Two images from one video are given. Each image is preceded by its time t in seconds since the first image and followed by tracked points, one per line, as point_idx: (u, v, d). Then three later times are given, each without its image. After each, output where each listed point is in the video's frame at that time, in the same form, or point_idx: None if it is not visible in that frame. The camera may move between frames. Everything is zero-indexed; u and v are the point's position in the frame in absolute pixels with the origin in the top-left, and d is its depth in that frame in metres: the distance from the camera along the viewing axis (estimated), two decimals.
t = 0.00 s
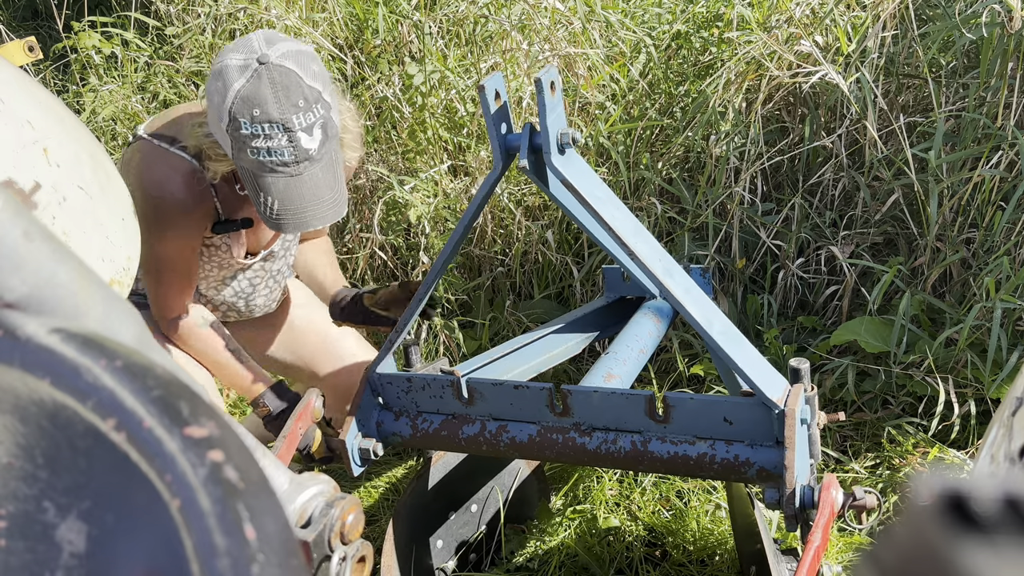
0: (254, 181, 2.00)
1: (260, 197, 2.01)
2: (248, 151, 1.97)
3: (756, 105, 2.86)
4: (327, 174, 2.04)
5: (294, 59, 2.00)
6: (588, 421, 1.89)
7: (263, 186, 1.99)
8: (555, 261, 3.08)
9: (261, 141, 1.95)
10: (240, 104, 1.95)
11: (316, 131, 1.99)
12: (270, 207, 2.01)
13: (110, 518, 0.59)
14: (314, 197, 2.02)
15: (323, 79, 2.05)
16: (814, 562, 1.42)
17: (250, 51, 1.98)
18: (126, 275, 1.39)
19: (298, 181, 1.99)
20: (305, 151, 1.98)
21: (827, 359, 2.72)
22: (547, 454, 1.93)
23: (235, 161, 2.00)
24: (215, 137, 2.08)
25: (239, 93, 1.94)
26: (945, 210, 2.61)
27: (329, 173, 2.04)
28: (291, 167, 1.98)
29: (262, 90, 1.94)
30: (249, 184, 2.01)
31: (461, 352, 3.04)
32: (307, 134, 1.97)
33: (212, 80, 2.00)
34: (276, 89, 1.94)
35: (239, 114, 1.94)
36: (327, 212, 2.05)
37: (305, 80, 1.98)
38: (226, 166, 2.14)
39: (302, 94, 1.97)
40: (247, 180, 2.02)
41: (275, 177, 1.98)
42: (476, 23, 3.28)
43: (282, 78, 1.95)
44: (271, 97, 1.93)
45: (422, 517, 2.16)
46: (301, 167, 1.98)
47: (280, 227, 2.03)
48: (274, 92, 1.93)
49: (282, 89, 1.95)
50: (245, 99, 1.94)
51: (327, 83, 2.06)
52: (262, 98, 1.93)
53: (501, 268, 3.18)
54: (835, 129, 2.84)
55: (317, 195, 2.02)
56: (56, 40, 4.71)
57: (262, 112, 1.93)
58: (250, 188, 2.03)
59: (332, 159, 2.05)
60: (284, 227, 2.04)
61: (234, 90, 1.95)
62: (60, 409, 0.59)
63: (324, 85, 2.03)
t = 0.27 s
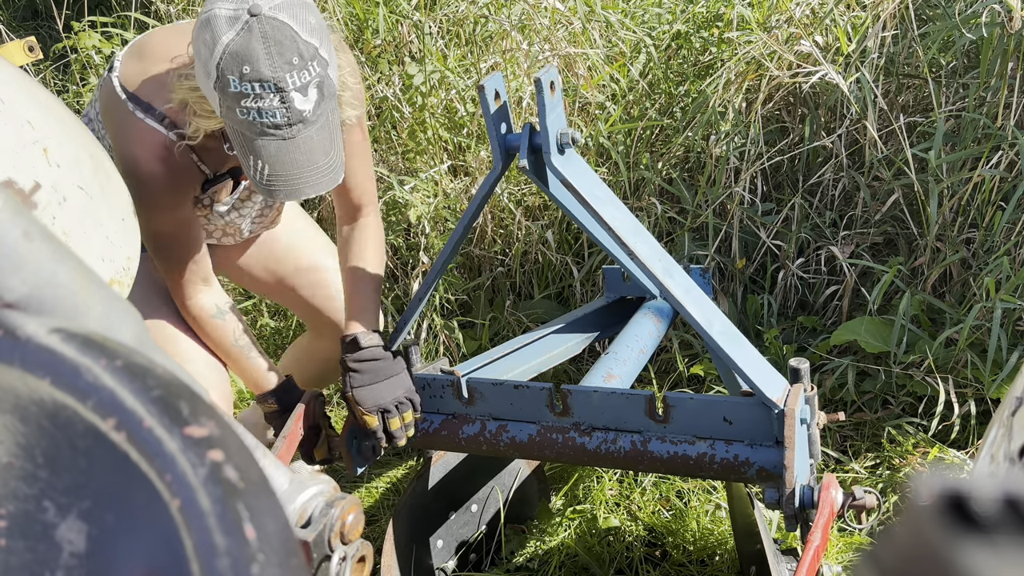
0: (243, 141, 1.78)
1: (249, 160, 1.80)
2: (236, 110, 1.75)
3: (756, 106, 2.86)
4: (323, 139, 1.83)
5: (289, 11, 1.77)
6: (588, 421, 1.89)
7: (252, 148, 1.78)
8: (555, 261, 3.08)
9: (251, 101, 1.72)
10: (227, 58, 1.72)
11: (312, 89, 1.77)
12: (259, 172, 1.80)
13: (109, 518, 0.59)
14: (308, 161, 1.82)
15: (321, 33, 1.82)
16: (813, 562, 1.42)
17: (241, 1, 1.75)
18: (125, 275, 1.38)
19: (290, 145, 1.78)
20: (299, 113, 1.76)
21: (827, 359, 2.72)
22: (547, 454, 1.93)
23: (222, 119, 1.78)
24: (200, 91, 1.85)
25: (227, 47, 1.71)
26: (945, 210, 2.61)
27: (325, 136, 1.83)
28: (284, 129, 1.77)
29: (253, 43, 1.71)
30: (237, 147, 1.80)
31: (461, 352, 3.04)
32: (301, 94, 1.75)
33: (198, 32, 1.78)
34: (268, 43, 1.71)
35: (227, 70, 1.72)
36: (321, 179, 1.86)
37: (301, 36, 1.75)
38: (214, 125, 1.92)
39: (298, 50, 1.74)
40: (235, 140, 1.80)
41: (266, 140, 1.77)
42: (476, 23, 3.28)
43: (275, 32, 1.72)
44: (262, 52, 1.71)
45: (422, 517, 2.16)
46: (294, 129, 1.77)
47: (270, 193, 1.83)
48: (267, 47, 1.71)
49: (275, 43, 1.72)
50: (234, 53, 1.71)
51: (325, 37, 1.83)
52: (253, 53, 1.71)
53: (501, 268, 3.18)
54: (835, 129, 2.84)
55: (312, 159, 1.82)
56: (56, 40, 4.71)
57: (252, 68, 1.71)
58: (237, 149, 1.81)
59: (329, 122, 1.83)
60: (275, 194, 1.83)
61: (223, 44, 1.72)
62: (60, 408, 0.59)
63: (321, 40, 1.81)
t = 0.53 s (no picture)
0: (253, 152, 1.74)
1: (258, 171, 1.76)
2: (248, 120, 1.70)
3: (756, 106, 2.86)
4: (336, 152, 1.79)
5: (308, 21, 1.72)
6: (588, 421, 1.89)
7: (264, 160, 1.74)
8: (555, 261, 3.08)
9: (265, 112, 1.68)
10: (242, 67, 1.67)
11: (328, 102, 1.73)
12: (268, 183, 1.77)
13: (109, 518, 0.59)
14: (319, 175, 1.78)
15: (339, 42, 1.77)
16: (813, 562, 1.41)
17: (259, 7, 1.69)
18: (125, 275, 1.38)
19: (302, 158, 1.75)
20: (313, 126, 1.72)
21: (827, 359, 2.72)
22: (547, 454, 1.93)
23: (232, 128, 1.74)
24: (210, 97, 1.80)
25: (242, 56, 1.66)
26: (945, 210, 2.61)
27: (338, 150, 1.79)
28: (296, 141, 1.73)
29: (269, 54, 1.66)
30: (246, 156, 1.76)
31: (461, 352, 3.04)
32: (316, 108, 1.71)
33: (211, 37, 1.72)
34: (286, 55, 1.67)
35: (241, 81, 1.67)
36: (331, 192, 1.82)
37: (319, 47, 1.70)
38: (220, 131, 1.88)
39: (314, 62, 1.69)
40: (245, 150, 1.76)
41: (278, 153, 1.73)
42: (475, 23, 3.28)
43: (293, 43, 1.67)
44: (278, 64, 1.66)
45: (422, 518, 2.16)
46: (307, 143, 1.73)
47: (279, 206, 1.80)
48: (284, 59, 1.66)
49: (292, 55, 1.67)
50: (250, 62, 1.66)
51: (343, 47, 1.78)
52: (269, 64, 1.66)
53: (501, 268, 3.18)
54: (835, 129, 2.84)
55: (324, 172, 1.78)
56: (57, 40, 4.71)
57: (268, 80, 1.66)
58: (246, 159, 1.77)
59: (343, 134, 1.79)
60: (283, 206, 1.80)
61: (238, 52, 1.67)
62: (59, 408, 0.59)
63: (340, 51, 1.76)
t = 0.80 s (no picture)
0: (249, 162, 1.76)
1: (253, 180, 1.78)
2: (242, 131, 1.71)
3: (756, 105, 2.86)
4: (332, 168, 1.78)
5: (308, 36, 1.71)
6: (588, 421, 1.89)
7: (258, 171, 1.75)
8: (555, 261, 3.08)
9: (257, 125, 1.68)
10: (238, 80, 1.67)
11: (324, 119, 1.72)
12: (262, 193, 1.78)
13: (109, 518, 0.59)
14: (312, 190, 1.78)
15: (342, 58, 1.75)
16: (813, 562, 1.41)
17: (258, 22, 1.69)
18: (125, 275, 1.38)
19: (295, 173, 1.75)
20: (306, 142, 1.72)
21: (827, 359, 2.72)
22: (547, 454, 1.93)
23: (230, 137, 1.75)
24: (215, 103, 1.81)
25: (238, 71, 1.67)
26: (945, 210, 2.61)
27: (334, 167, 1.78)
28: (289, 156, 1.73)
29: (265, 70, 1.66)
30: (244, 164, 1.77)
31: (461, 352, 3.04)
32: (310, 124, 1.70)
33: (214, 49, 1.73)
34: (281, 71, 1.66)
35: (235, 95, 1.68)
36: (325, 208, 1.81)
37: (316, 63, 1.69)
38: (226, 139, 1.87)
39: (310, 79, 1.68)
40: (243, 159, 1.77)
41: (271, 166, 1.74)
42: (475, 23, 3.27)
43: (289, 60, 1.67)
44: (273, 80, 1.66)
45: (422, 517, 2.16)
46: (299, 158, 1.73)
47: (273, 218, 1.81)
48: (278, 75, 1.66)
49: (287, 71, 1.67)
50: (246, 76, 1.66)
51: (346, 63, 1.76)
52: (263, 80, 1.66)
53: (501, 268, 3.18)
54: (835, 129, 2.84)
55: (318, 188, 1.78)
56: (56, 40, 4.71)
57: (261, 95, 1.66)
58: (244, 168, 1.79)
59: (340, 151, 1.77)
60: (277, 219, 1.82)
61: (234, 66, 1.67)
62: (59, 409, 0.59)
63: (341, 67, 1.74)
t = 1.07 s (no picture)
0: (230, 154, 1.77)
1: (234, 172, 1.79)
2: (222, 125, 1.72)
3: (756, 105, 2.86)
4: (311, 166, 1.77)
5: (291, 33, 1.68)
6: (588, 421, 1.89)
7: (237, 164, 1.76)
8: (555, 261, 3.08)
9: (235, 120, 1.69)
10: (217, 73, 1.67)
11: (302, 119, 1.70)
12: (240, 186, 1.79)
13: (109, 518, 0.59)
14: (290, 188, 1.78)
15: (327, 56, 1.72)
16: (813, 562, 1.41)
17: (242, 17, 1.68)
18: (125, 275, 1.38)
19: (272, 170, 1.75)
20: (284, 140, 1.71)
21: (827, 359, 2.72)
22: (547, 454, 1.93)
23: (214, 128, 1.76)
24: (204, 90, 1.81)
25: (217, 66, 1.67)
26: (945, 210, 2.61)
27: (314, 166, 1.77)
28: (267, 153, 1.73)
29: (244, 66, 1.66)
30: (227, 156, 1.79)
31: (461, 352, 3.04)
32: (287, 123, 1.69)
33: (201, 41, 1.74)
34: (259, 69, 1.65)
35: (214, 89, 1.68)
36: (303, 204, 1.81)
37: (297, 62, 1.66)
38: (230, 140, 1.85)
39: (288, 78, 1.66)
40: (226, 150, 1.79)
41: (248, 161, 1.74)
42: (476, 23, 3.27)
43: (267, 57, 1.65)
44: (250, 77, 1.65)
45: (421, 518, 2.16)
46: (276, 155, 1.72)
47: (253, 214, 1.81)
48: (255, 73, 1.65)
49: (265, 69, 1.65)
50: (224, 70, 1.66)
51: (332, 61, 1.73)
52: (241, 77, 1.66)
53: (501, 268, 3.18)
54: (835, 129, 2.84)
55: (295, 184, 1.78)
56: (56, 40, 4.71)
57: (238, 92, 1.66)
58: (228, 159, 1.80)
59: (320, 150, 1.76)
60: (255, 213, 1.82)
61: (214, 60, 1.67)
62: (59, 408, 0.59)
63: (324, 66, 1.70)
